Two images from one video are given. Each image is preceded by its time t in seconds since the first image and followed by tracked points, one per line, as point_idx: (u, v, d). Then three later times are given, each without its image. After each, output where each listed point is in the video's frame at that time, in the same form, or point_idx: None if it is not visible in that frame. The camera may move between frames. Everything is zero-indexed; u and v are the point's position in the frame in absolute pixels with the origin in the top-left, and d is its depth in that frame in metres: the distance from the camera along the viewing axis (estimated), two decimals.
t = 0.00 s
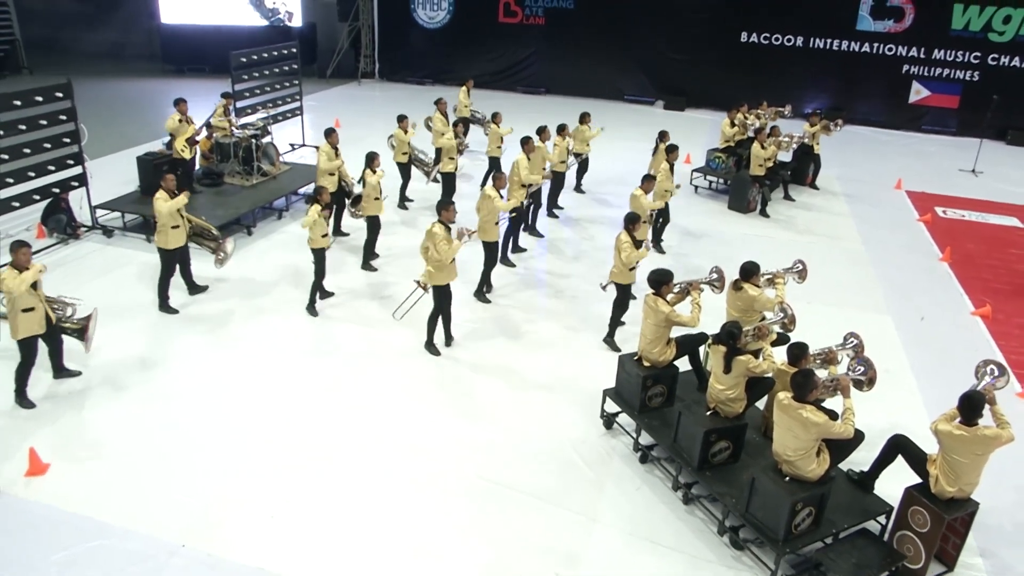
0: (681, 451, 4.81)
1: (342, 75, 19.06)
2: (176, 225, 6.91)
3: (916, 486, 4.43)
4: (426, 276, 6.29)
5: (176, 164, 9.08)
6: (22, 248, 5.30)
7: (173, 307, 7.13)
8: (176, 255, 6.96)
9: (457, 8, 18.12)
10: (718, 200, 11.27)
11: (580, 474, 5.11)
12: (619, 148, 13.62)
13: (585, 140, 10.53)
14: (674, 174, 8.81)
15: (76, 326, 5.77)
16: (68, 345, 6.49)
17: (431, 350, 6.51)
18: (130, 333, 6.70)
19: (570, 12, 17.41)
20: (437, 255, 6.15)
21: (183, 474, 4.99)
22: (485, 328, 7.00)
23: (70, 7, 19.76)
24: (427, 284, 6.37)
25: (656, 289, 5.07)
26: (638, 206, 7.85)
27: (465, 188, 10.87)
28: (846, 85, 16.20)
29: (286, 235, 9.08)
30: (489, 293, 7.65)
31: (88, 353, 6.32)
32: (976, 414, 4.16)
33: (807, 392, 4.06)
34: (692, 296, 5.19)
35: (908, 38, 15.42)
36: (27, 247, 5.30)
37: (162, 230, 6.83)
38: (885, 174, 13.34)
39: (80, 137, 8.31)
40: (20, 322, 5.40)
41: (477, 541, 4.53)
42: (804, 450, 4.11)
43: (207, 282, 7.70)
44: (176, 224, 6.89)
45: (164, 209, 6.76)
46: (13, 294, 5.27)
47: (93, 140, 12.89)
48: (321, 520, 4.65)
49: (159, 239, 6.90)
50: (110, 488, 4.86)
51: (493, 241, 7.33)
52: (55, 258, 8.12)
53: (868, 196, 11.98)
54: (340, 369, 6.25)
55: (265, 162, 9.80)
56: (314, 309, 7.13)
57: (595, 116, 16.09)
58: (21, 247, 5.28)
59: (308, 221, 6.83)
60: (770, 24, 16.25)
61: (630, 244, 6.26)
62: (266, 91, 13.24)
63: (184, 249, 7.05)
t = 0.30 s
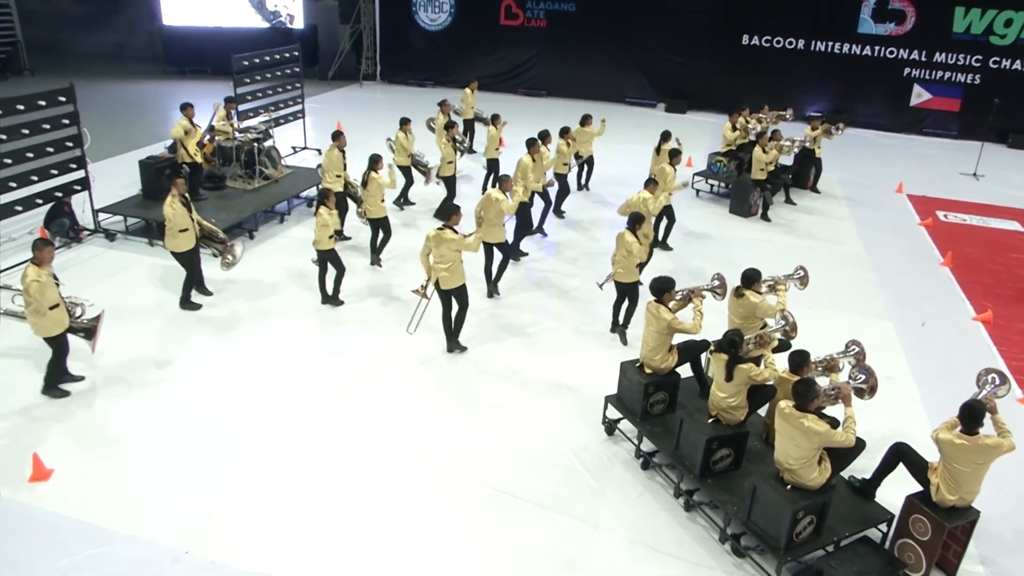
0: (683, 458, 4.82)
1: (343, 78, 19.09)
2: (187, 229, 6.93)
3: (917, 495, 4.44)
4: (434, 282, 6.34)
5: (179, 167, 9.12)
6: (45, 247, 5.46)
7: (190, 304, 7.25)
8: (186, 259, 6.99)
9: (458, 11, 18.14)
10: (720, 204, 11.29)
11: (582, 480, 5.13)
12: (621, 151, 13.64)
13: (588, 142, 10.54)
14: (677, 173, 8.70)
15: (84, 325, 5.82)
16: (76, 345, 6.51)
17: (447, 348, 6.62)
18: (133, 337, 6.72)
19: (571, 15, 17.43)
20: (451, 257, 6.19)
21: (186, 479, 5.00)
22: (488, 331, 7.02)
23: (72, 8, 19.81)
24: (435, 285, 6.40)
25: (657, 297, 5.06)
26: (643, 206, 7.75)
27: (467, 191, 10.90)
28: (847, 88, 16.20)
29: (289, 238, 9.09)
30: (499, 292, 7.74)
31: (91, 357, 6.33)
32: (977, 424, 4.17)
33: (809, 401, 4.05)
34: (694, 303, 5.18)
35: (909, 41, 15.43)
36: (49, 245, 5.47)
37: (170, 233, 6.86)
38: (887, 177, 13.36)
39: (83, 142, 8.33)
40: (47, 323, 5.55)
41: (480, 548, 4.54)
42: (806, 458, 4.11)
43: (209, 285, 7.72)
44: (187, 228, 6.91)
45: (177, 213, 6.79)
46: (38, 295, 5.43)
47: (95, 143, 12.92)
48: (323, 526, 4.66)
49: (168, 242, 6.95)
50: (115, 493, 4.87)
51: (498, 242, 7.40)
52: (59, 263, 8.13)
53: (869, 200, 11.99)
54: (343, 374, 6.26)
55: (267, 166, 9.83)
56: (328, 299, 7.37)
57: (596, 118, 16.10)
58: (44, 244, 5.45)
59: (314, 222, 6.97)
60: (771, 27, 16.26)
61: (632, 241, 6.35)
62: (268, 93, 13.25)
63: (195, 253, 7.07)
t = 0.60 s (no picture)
0: (689, 467, 4.79)
1: (349, 79, 19.09)
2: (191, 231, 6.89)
3: (926, 506, 4.42)
4: (444, 290, 6.29)
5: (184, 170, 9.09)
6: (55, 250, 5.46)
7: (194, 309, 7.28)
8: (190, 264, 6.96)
9: (464, 12, 18.12)
10: (726, 208, 11.25)
11: (588, 488, 5.10)
12: (626, 154, 13.60)
13: (596, 144, 10.48)
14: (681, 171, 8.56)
15: (87, 333, 5.81)
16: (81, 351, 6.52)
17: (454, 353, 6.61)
18: (139, 342, 6.73)
19: (577, 17, 17.39)
20: (462, 263, 6.17)
21: (191, 486, 5.00)
22: (493, 336, 7.00)
23: (79, 9, 19.85)
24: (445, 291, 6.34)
25: (665, 305, 5.03)
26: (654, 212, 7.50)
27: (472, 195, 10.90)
28: (854, 90, 16.14)
29: (294, 241, 9.09)
30: (507, 295, 7.73)
31: (97, 362, 6.34)
32: (987, 435, 4.13)
33: (817, 413, 4.01)
34: (701, 311, 5.13)
35: (916, 44, 15.36)
36: (59, 247, 5.47)
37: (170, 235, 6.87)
38: (894, 181, 13.30)
39: (89, 145, 8.33)
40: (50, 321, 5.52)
41: (485, 557, 4.53)
42: (814, 470, 4.08)
43: (215, 290, 7.71)
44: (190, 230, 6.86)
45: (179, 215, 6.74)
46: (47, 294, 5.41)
47: (101, 144, 12.93)
48: (328, 534, 4.64)
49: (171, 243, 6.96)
50: (121, 500, 4.87)
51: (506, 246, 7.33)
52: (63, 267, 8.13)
53: (876, 204, 11.95)
54: (348, 379, 6.25)
55: (272, 169, 9.82)
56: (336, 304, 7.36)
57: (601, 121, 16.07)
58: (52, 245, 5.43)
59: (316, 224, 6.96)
60: (778, 29, 16.20)
61: (637, 243, 6.38)
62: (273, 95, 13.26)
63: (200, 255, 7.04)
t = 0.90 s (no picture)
0: (701, 480, 4.71)
1: (359, 81, 19.07)
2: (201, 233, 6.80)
3: (943, 523, 4.33)
4: (457, 295, 6.24)
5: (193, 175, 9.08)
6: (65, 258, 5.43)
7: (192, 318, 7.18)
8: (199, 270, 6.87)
9: (475, 15, 18.09)
10: (737, 214, 11.16)
11: (597, 501, 5.04)
12: (637, 158, 13.52)
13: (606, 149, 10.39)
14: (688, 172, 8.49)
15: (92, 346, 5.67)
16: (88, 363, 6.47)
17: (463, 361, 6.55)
18: (146, 348, 6.70)
19: (588, 20, 17.32)
20: (473, 269, 6.10)
21: (197, 496, 4.96)
22: (502, 344, 6.93)
23: (91, 11, 19.94)
24: (455, 297, 6.28)
25: (677, 315, 4.94)
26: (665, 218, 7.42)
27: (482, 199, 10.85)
28: (867, 95, 16.01)
29: (303, 246, 9.06)
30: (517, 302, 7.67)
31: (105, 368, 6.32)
32: (1006, 452, 4.04)
33: (833, 428, 3.91)
34: (714, 322, 5.05)
35: (930, 48, 15.21)
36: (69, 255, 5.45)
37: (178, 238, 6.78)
38: (908, 186, 13.17)
39: (98, 148, 8.31)
40: (56, 332, 5.50)
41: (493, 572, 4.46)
42: (829, 486, 4.00)
43: (223, 295, 7.69)
44: (199, 232, 6.76)
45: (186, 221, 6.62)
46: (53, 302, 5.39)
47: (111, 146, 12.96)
48: (334, 547, 4.60)
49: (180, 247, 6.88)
50: (126, 509, 4.84)
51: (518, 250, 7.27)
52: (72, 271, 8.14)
53: (889, 210, 11.83)
54: (355, 387, 6.20)
55: (282, 172, 9.81)
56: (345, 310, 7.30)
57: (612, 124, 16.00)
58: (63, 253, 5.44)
59: (324, 232, 6.96)
60: (790, 33, 16.09)
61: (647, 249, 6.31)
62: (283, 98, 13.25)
63: (208, 259, 6.98)
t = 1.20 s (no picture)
0: (708, 497, 4.59)
1: (362, 85, 19.00)
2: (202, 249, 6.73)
3: (958, 542, 4.21)
4: (456, 305, 6.13)
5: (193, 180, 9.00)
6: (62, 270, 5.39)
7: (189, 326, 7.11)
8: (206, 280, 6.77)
9: (477, 19, 18.03)
10: (743, 220, 11.05)
11: (602, 517, 4.92)
12: (641, 163, 13.41)
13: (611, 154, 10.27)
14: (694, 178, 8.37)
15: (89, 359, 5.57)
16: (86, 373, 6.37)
17: (464, 371, 6.44)
18: (144, 358, 6.60)
19: (592, 23, 17.24)
20: (476, 278, 6.00)
21: (192, 512, 4.86)
22: (505, 354, 6.81)
23: (94, 15, 19.92)
24: (456, 306, 6.16)
25: (684, 327, 4.82)
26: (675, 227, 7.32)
27: (485, 206, 10.75)
28: (872, 100, 15.90)
29: (303, 253, 8.95)
30: (520, 311, 7.55)
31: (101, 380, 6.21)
32: None
33: (846, 446, 3.80)
34: (721, 334, 4.93)
35: (936, 53, 15.09)
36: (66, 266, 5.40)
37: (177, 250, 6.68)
38: (915, 193, 13.05)
39: (96, 154, 8.20)
40: (49, 346, 5.40)
41: None
42: (842, 506, 3.88)
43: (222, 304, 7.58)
44: (201, 248, 6.70)
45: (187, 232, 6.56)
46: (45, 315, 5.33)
47: (111, 151, 12.88)
48: (332, 565, 4.49)
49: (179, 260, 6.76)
50: (120, 526, 4.74)
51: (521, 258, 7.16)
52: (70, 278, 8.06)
53: (896, 217, 11.71)
54: (355, 399, 6.09)
55: (283, 179, 9.72)
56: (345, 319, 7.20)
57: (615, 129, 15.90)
58: (59, 263, 5.39)
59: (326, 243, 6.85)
60: (795, 37, 15.99)
61: (655, 257, 6.18)
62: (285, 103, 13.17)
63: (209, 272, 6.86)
